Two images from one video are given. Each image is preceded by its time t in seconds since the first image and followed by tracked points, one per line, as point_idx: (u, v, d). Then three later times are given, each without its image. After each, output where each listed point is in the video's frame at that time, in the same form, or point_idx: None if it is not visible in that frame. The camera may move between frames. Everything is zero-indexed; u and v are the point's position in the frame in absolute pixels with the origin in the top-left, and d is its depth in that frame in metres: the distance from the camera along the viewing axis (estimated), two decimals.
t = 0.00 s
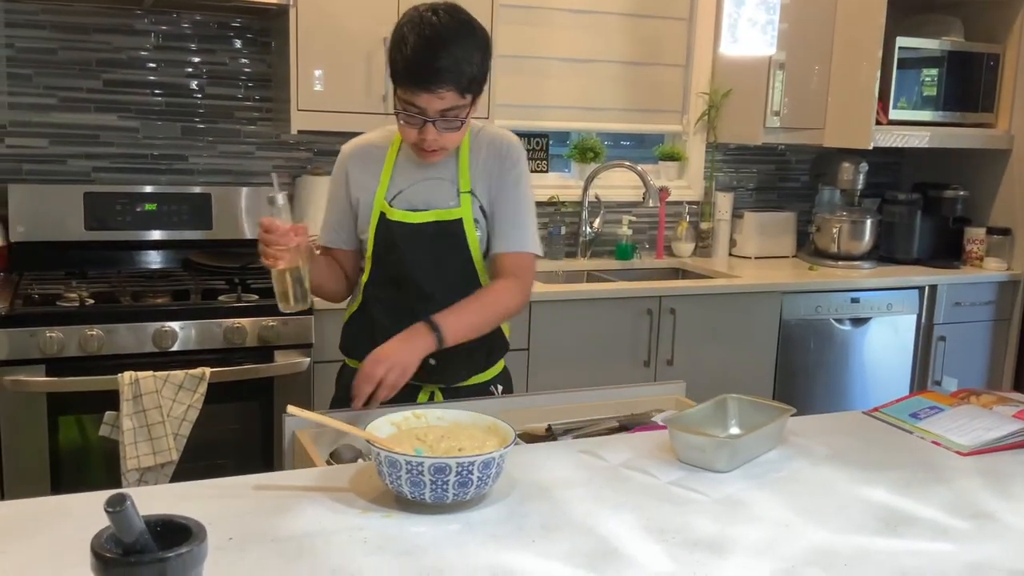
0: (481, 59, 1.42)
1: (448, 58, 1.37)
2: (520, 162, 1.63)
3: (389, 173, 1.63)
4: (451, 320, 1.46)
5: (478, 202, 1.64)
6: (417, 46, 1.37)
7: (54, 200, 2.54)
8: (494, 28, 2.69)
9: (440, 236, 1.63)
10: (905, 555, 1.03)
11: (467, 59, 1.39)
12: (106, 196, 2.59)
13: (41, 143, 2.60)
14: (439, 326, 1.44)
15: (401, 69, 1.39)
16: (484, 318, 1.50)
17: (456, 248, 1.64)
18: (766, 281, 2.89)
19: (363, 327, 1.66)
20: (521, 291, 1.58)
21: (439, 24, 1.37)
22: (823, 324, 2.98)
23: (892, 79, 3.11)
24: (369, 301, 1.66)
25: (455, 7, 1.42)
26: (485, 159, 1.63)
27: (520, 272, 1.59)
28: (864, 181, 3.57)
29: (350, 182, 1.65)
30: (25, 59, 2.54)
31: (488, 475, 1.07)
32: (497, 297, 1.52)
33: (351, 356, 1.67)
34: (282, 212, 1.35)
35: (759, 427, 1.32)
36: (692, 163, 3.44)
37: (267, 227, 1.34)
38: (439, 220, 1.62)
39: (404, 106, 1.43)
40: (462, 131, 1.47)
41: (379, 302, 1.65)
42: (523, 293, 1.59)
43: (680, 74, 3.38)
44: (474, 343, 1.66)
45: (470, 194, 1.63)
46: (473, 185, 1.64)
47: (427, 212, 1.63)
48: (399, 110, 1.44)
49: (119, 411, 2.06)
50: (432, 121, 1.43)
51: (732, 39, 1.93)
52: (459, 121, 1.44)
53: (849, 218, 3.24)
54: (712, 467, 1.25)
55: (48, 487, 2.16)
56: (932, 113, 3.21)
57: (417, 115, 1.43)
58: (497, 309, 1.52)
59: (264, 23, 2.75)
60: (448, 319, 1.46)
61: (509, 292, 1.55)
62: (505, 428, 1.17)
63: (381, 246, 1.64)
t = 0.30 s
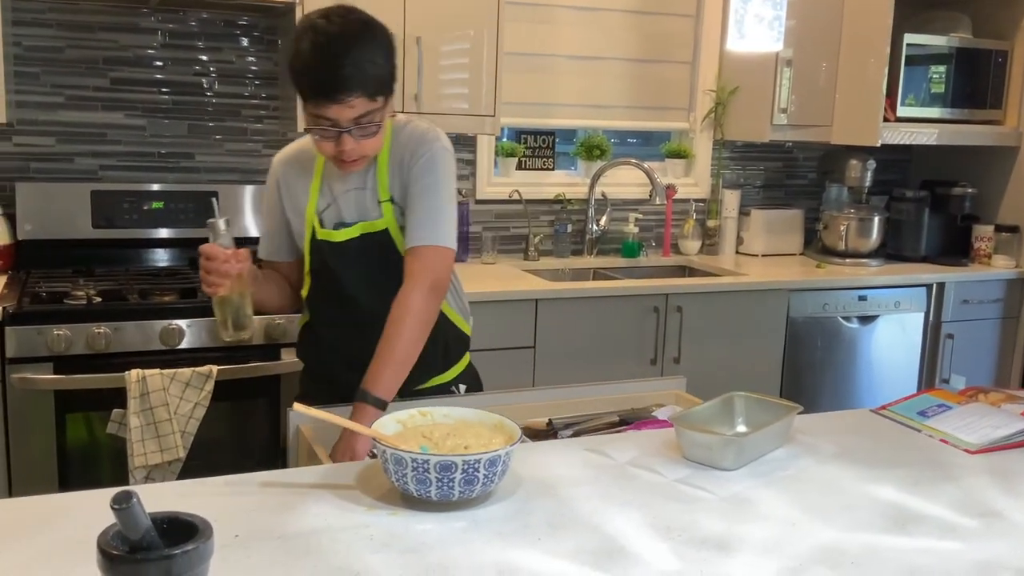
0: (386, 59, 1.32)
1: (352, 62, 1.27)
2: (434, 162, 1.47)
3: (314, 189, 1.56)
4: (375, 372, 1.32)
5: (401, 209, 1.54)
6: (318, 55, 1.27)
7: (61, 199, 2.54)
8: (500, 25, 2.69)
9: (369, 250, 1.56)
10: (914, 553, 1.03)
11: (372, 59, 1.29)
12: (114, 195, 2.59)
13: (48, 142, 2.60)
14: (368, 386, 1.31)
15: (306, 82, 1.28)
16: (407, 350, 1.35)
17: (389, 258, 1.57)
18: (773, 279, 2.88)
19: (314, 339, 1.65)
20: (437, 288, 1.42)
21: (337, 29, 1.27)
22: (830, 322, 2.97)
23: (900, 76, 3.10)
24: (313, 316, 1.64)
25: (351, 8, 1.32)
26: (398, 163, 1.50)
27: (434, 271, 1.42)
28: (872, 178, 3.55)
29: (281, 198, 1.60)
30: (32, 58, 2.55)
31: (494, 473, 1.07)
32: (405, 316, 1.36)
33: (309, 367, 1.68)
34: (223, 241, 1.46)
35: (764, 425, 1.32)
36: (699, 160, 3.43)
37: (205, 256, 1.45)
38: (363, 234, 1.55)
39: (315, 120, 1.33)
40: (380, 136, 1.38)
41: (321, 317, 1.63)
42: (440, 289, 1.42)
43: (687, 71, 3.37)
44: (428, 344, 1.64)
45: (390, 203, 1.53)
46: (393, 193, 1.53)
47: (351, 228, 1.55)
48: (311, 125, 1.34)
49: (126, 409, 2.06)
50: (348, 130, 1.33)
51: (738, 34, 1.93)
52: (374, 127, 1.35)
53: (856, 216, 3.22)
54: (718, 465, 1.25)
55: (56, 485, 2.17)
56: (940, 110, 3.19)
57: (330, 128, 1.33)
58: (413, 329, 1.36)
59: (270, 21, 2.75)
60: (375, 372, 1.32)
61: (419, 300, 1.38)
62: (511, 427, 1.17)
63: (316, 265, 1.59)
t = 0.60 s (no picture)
0: (333, 58, 1.31)
1: (299, 69, 1.26)
2: (392, 153, 1.44)
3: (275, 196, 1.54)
4: (373, 379, 1.35)
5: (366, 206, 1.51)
6: (263, 63, 1.25)
7: (69, 197, 2.55)
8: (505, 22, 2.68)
9: (338, 250, 1.54)
10: (920, 551, 1.02)
11: (320, 62, 1.28)
12: (121, 193, 2.60)
13: (56, 140, 2.61)
14: (373, 396, 1.34)
15: (255, 91, 1.27)
16: (400, 351, 1.37)
17: (359, 256, 1.55)
18: (779, 277, 2.87)
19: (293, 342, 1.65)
20: (417, 282, 1.41)
21: (281, 34, 1.25)
22: (837, 319, 2.97)
23: (907, 73, 3.09)
24: (288, 321, 1.63)
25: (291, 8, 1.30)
26: (358, 159, 1.48)
27: (412, 263, 1.41)
28: (879, 176, 3.54)
29: (245, 207, 1.59)
30: (40, 56, 2.56)
31: (500, 471, 1.07)
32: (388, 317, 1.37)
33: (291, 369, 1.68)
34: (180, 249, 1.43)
35: (772, 423, 1.32)
36: (705, 157, 3.42)
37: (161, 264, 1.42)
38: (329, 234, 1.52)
39: (268, 127, 1.33)
40: (334, 135, 1.38)
41: (297, 322, 1.62)
42: (421, 283, 1.41)
43: (693, 69, 3.36)
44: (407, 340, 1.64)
45: (354, 200, 1.50)
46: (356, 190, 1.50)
47: (316, 230, 1.52)
48: (263, 132, 1.34)
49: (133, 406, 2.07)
50: (302, 135, 1.33)
51: (744, 33, 1.92)
52: (327, 128, 1.35)
53: (863, 214, 3.21)
54: (724, 463, 1.25)
55: (64, 482, 2.18)
56: (947, 108, 3.18)
57: (284, 134, 1.33)
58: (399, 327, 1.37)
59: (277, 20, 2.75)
60: (376, 380, 1.35)
61: (400, 297, 1.38)
62: (517, 424, 1.17)
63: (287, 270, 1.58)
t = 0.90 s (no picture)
0: (310, 60, 1.30)
1: (276, 72, 1.26)
2: (374, 152, 1.42)
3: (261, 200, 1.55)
4: (369, 382, 1.35)
5: (350, 208, 1.50)
6: (237, 67, 1.25)
7: (76, 195, 2.56)
8: (511, 20, 2.68)
9: (324, 254, 1.53)
10: (926, 550, 1.02)
11: (296, 64, 1.27)
12: (127, 191, 2.60)
13: (62, 138, 2.62)
14: (370, 401, 1.35)
15: (232, 97, 1.27)
16: (396, 353, 1.37)
17: (346, 260, 1.54)
18: (785, 275, 2.87)
19: (285, 344, 1.66)
20: (408, 283, 1.40)
21: (255, 39, 1.25)
22: (843, 318, 2.96)
23: (913, 71, 3.08)
24: (279, 324, 1.64)
25: (265, 10, 1.29)
26: (339, 163, 1.46)
27: (405, 263, 1.40)
28: (885, 174, 3.53)
29: (235, 213, 1.61)
30: (46, 55, 2.56)
31: (505, 468, 1.07)
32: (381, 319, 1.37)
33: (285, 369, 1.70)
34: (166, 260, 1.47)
35: (778, 422, 1.32)
36: (711, 155, 3.41)
37: (150, 278, 1.45)
38: (315, 239, 1.52)
39: (247, 133, 1.33)
40: (314, 136, 1.38)
41: (288, 326, 1.62)
42: (411, 284, 1.40)
43: (699, 67, 3.35)
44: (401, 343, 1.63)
45: (338, 203, 1.49)
46: (339, 193, 1.49)
47: (301, 234, 1.52)
48: (243, 137, 1.34)
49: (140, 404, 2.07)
50: (282, 139, 1.33)
51: (750, 29, 1.92)
52: (307, 130, 1.35)
53: (870, 211, 3.20)
54: (731, 461, 1.25)
55: (70, 480, 2.18)
56: (954, 105, 3.17)
57: (264, 138, 1.33)
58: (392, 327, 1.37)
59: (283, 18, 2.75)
60: (371, 385, 1.35)
61: (390, 300, 1.38)
62: (522, 422, 1.17)
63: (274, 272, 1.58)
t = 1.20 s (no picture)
0: (300, 44, 1.31)
1: (265, 51, 1.26)
2: (378, 146, 1.44)
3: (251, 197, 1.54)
4: (372, 363, 1.38)
5: (346, 201, 1.49)
6: (228, 47, 1.26)
7: (80, 194, 2.56)
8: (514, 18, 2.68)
9: (319, 249, 1.52)
10: (931, 549, 1.02)
11: (285, 45, 1.28)
12: (131, 190, 2.60)
13: (67, 136, 2.62)
14: (373, 377, 1.37)
15: (223, 78, 1.28)
16: (408, 336, 1.40)
17: (341, 256, 1.53)
18: (788, 273, 2.86)
19: (280, 342, 1.64)
20: (432, 270, 1.43)
21: (245, 20, 1.26)
22: (847, 316, 2.95)
23: (918, 70, 3.07)
24: (274, 322, 1.62)
25: None
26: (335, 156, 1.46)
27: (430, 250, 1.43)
28: (890, 172, 3.52)
29: (223, 208, 1.58)
30: (50, 54, 2.56)
31: (509, 467, 1.07)
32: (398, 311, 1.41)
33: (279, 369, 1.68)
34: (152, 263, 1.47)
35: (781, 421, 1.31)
36: (715, 153, 3.41)
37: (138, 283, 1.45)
38: (310, 233, 1.51)
39: (237, 117, 1.33)
40: (305, 122, 1.38)
41: (282, 325, 1.62)
42: (434, 270, 1.43)
43: (703, 65, 3.35)
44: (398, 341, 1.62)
45: (334, 196, 1.48)
46: (334, 185, 1.48)
47: (296, 228, 1.51)
48: (232, 122, 1.33)
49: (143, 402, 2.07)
50: (272, 121, 1.33)
51: (755, 27, 1.91)
52: (298, 114, 1.35)
53: (874, 210, 3.20)
54: (734, 460, 1.25)
55: (74, 479, 2.18)
56: (959, 104, 3.16)
57: (254, 121, 1.32)
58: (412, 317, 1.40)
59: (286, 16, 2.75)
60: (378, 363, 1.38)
61: (415, 286, 1.40)
62: (526, 421, 1.17)
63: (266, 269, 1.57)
